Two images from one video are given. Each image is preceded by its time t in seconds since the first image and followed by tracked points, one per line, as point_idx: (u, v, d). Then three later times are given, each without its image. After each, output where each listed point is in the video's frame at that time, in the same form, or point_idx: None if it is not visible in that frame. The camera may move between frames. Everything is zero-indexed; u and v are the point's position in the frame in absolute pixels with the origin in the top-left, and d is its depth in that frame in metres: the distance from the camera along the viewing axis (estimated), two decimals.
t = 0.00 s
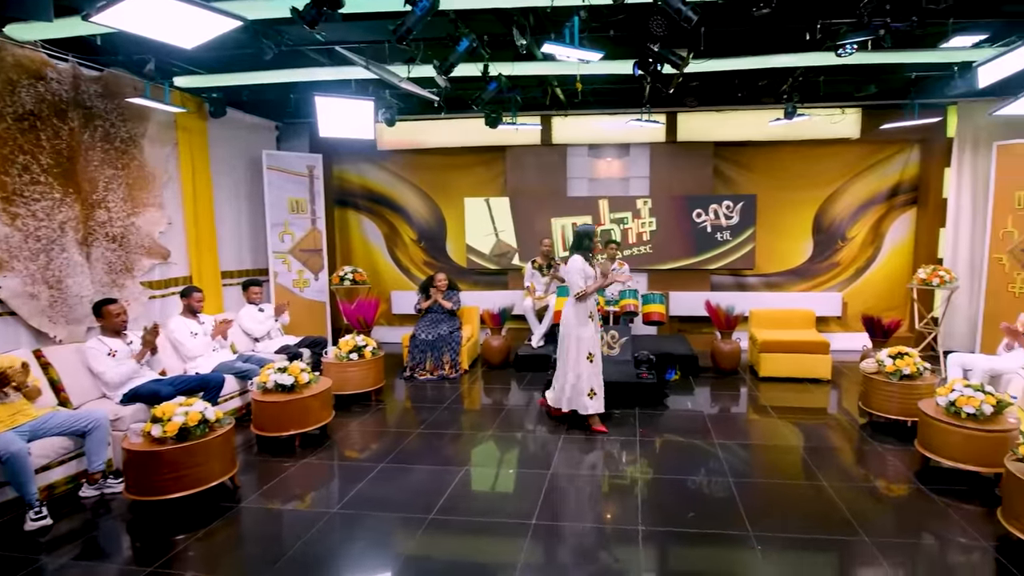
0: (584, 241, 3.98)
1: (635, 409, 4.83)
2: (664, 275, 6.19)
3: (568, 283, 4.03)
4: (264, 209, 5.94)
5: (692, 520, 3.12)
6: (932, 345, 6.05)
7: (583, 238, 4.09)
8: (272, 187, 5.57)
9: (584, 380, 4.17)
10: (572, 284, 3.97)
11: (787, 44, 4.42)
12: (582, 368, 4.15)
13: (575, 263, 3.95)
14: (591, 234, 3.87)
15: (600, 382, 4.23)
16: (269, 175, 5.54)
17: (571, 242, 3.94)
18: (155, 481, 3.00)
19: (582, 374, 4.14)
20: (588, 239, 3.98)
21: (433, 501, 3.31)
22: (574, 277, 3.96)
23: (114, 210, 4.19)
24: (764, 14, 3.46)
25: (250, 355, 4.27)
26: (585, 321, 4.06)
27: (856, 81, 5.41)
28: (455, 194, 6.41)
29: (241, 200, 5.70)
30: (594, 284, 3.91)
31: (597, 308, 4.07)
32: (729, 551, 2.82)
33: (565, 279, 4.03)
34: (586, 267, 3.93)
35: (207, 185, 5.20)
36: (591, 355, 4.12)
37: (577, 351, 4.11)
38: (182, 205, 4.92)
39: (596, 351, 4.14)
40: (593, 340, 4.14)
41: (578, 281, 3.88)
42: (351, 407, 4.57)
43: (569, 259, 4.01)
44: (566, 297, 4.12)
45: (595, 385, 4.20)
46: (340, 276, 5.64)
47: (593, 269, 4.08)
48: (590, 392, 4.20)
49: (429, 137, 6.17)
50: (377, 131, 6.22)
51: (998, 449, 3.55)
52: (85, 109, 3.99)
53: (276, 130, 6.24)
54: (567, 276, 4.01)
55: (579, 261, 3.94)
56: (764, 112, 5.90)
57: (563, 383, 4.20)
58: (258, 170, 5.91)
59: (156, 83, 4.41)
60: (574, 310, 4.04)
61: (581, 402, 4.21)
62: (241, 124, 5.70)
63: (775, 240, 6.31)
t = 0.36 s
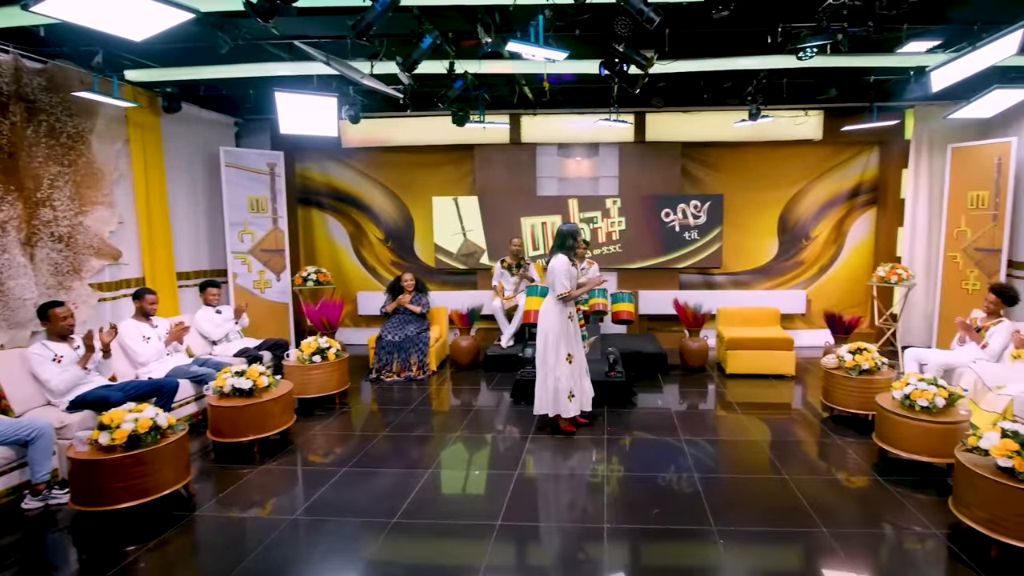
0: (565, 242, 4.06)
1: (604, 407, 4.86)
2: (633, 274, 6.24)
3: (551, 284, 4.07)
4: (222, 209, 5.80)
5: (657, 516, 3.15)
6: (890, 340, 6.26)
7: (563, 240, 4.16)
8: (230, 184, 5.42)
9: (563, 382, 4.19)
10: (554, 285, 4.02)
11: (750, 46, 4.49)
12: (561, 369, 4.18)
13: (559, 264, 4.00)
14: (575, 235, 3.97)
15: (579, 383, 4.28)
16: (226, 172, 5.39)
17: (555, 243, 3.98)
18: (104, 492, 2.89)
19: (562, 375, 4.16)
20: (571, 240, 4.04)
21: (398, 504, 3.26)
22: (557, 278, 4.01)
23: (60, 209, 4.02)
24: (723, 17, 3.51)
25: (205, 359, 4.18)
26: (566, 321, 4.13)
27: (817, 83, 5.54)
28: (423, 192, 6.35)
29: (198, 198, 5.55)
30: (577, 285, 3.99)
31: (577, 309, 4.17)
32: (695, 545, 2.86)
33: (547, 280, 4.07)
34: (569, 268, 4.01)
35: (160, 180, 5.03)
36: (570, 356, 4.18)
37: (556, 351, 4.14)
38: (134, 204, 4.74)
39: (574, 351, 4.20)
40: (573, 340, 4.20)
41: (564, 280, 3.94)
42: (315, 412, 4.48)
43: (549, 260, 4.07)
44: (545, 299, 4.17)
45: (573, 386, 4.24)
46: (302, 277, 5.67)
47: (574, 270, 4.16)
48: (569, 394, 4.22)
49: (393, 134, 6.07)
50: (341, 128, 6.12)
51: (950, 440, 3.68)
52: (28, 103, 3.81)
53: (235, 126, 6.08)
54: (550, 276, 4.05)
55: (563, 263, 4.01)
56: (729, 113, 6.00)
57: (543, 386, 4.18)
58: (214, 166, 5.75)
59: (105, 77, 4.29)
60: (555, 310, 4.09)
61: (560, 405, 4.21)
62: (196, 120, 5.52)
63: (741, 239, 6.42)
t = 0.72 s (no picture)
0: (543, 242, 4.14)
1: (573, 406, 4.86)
2: (603, 273, 6.28)
3: (530, 283, 4.11)
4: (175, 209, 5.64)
5: (623, 513, 3.16)
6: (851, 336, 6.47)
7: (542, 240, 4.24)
8: (184, 182, 5.25)
9: (539, 381, 4.20)
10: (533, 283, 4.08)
11: (712, 47, 4.56)
12: (538, 369, 4.20)
13: (537, 262, 4.06)
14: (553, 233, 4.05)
15: (555, 383, 4.30)
16: (181, 169, 5.22)
17: (533, 241, 4.02)
18: (46, 504, 2.76)
19: (538, 375, 4.18)
20: (548, 238, 4.10)
21: (360, 509, 3.20)
22: (535, 276, 4.07)
23: None
24: (682, 18, 3.55)
25: (158, 364, 4.05)
26: (544, 319, 4.18)
27: (779, 85, 5.66)
28: (389, 191, 6.27)
29: (149, 196, 5.36)
30: (555, 282, 4.07)
31: (556, 308, 4.23)
32: (660, 541, 2.88)
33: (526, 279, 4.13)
34: (548, 266, 4.07)
35: (110, 179, 4.82)
36: (547, 355, 4.21)
37: (534, 350, 4.18)
38: (81, 203, 4.54)
39: (552, 351, 4.24)
40: (551, 339, 4.24)
41: (542, 277, 4.00)
42: (275, 416, 4.38)
43: (528, 258, 4.15)
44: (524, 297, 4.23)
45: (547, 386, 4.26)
46: (262, 279, 5.53)
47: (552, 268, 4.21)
48: (544, 393, 4.24)
49: (359, 132, 6.06)
50: (301, 125, 6.00)
51: (904, 430, 3.80)
52: None
53: (190, 122, 5.88)
54: (528, 275, 4.11)
55: (541, 260, 4.06)
56: (694, 113, 6.09)
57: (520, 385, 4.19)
58: (166, 163, 5.57)
59: (46, 69, 4.06)
60: (533, 308, 4.15)
61: (535, 404, 4.22)
62: (147, 115, 5.33)
63: (709, 238, 6.52)
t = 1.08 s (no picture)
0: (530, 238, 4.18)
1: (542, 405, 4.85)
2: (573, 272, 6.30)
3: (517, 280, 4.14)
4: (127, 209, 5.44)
5: (588, 511, 3.16)
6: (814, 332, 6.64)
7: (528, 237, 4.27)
8: (135, 180, 5.08)
9: (525, 375, 4.22)
10: (522, 279, 4.08)
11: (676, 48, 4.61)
12: (526, 363, 4.21)
13: (523, 258, 4.11)
14: (536, 231, 4.16)
15: (540, 377, 4.34)
16: (131, 167, 5.05)
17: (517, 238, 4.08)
18: None
19: (526, 369, 4.19)
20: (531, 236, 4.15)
21: (320, 514, 3.12)
22: (524, 272, 4.10)
23: None
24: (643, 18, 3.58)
25: (107, 371, 3.92)
26: (535, 315, 4.20)
27: (742, 87, 5.75)
28: (354, 190, 6.17)
29: (98, 194, 5.15)
30: (541, 279, 4.12)
31: (544, 304, 4.28)
32: (623, 538, 2.88)
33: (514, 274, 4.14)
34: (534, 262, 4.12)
35: (56, 177, 4.61)
36: (535, 350, 4.23)
37: (523, 346, 4.18)
38: (23, 202, 4.32)
39: (539, 346, 4.26)
40: (539, 335, 4.27)
41: (530, 272, 4.03)
42: (234, 423, 4.25)
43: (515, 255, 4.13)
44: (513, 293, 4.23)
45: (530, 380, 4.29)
46: (220, 279, 5.42)
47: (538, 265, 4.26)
48: (528, 387, 4.28)
49: (321, 129, 5.94)
50: (260, 121, 5.85)
51: (862, 423, 3.89)
52: None
53: (142, 118, 5.68)
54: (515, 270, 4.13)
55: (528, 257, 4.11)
56: (659, 113, 6.15)
57: (508, 382, 4.17)
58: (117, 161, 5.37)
59: None
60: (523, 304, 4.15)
61: (520, 399, 4.25)
62: (96, 111, 5.13)
63: (677, 237, 6.60)
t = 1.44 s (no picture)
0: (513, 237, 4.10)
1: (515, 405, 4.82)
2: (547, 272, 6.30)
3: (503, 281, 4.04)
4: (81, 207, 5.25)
5: (558, 510, 3.15)
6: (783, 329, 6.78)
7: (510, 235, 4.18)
8: (91, 178, 4.91)
9: (532, 371, 4.26)
10: (511, 280, 3.99)
11: (645, 49, 4.65)
12: (530, 359, 4.24)
13: (509, 258, 4.01)
14: (522, 229, 4.12)
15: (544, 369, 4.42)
16: (85, 165, 4.88)
17: (505, 239, 4.00)
18: None
19: (531, 365, 4.23)
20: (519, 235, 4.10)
21: (284, 520, 3.04)
22: (511, 273, 4.00)
23: None
24: (610, 18, 3.59)
25: (60, 376, 3.78)
26: (525, 312, 4.18)
27: (711, 88, 5.83)
28: (322, 189, 6.07)
29: (50, 193, 4.96)
30: (528, 275, 4.07)
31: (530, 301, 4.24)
32: (592, 537, 2.88)
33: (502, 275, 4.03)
34: (519, 260, 4.06)
35: (6, 174, 4.41)
36: (534, 344, 4.27)
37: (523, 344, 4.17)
38: None
39: (537, 340, 4.30)
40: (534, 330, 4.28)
41: (518, 272, 3.95)
42: (196, 428, 4.13)
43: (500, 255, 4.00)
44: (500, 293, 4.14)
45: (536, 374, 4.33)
46: (180, 280, 5.38)
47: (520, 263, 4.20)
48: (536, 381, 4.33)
49: (283, 126, 5.80)
50: (222, 118, 5.71)
51: (828, 418, 3.95)
52: None
53: (98, 113, 5.47)
54: (501, 271, 4.01)
55: (513, 256, 4.04)
56: (631, 113, 6.19)
57: (519, 381, 4.18)
58: (71, 158, 5.18)
59: None
60: (515, 303, 4.10)
61: (533, 393, 4.31)
62: (48, 105, 4.93)
63: (650, 236, 6.66)
